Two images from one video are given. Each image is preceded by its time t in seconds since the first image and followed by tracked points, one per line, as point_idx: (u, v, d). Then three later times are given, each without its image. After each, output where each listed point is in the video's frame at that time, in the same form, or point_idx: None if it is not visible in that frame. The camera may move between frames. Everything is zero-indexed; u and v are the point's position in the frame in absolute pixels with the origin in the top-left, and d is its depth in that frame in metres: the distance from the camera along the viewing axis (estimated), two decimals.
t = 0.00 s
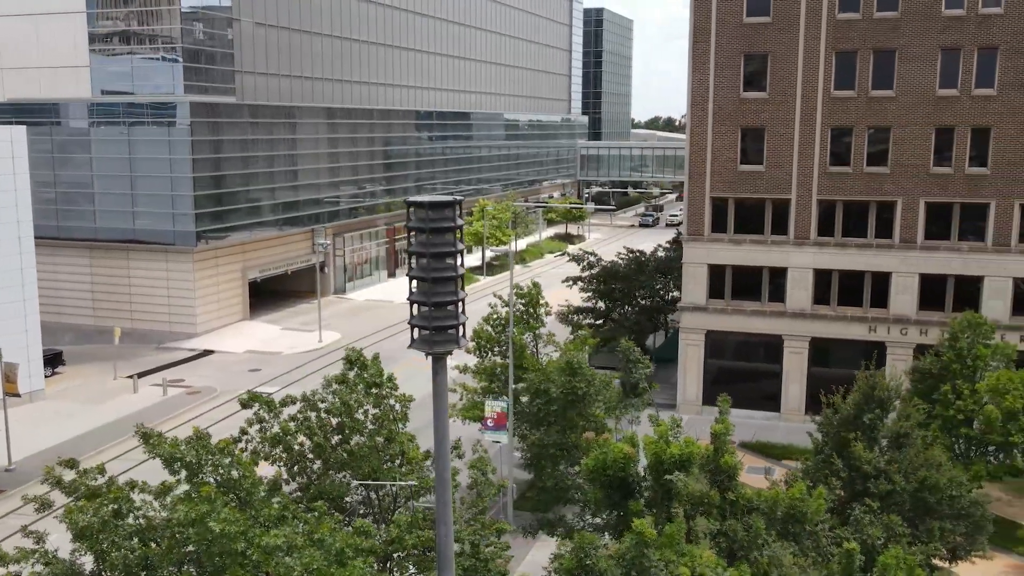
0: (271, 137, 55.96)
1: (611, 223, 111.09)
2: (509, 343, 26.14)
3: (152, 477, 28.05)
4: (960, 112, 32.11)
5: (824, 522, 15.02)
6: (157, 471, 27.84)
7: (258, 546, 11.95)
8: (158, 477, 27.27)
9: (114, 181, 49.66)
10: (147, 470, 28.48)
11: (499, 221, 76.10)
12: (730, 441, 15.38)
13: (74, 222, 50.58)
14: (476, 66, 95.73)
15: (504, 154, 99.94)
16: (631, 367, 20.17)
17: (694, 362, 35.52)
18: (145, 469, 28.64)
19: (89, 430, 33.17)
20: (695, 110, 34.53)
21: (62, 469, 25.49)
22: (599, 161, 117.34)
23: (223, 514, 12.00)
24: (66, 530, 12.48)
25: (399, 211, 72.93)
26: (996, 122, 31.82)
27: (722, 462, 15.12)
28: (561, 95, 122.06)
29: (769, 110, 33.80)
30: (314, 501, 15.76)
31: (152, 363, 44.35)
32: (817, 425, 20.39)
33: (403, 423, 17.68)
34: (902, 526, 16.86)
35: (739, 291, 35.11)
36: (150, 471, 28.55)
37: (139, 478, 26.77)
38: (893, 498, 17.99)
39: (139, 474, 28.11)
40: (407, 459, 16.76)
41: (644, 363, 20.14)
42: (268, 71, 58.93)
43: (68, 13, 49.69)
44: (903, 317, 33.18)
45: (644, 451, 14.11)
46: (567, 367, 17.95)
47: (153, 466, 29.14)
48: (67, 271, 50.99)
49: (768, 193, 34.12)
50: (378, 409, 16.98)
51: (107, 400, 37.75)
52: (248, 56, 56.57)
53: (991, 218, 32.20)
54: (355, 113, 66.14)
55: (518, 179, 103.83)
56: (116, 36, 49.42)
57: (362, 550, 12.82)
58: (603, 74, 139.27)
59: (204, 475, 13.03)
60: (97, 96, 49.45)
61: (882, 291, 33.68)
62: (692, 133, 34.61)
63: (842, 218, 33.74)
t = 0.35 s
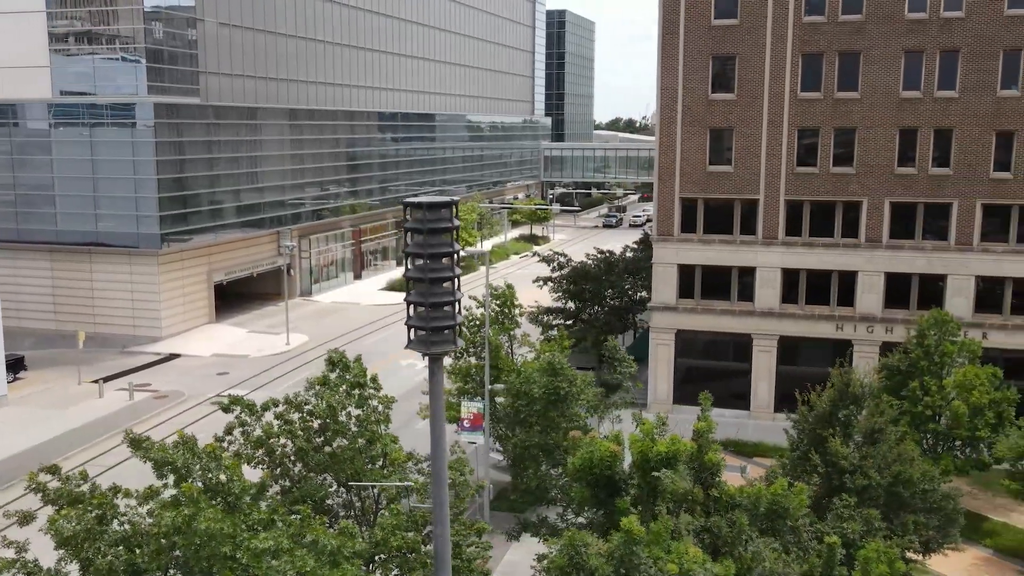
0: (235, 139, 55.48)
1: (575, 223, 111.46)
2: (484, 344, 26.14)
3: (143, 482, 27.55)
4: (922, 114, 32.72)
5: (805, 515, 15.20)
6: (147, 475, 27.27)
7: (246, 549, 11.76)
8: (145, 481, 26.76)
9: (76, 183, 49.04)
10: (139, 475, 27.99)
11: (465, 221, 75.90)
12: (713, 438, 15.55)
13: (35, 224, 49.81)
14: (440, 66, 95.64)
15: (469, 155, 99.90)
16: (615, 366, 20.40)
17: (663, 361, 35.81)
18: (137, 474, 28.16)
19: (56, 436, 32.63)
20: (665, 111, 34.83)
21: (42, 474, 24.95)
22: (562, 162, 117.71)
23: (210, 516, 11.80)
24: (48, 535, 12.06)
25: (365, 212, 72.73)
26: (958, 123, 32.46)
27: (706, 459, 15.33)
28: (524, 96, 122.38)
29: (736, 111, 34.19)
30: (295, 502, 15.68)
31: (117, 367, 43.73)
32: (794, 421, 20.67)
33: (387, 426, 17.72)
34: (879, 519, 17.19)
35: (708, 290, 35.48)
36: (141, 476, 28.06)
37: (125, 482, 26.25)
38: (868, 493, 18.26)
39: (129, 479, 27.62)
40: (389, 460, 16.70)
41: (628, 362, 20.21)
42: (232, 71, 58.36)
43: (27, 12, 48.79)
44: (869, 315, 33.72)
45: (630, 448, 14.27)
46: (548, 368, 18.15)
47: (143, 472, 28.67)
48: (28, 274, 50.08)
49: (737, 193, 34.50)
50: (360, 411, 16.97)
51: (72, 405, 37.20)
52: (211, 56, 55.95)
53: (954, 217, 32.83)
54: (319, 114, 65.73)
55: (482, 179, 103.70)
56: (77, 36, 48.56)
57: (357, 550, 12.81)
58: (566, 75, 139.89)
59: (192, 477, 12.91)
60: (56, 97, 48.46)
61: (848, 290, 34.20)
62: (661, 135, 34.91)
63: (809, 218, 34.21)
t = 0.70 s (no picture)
0: (196, 140, 54.87)
1: (537, 223, 111.60)
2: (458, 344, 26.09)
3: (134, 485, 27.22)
4: (884, 114, 33.35)
5: (785, 509, 15.45)
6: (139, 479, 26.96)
7: (239, 554, 11.67)
8: (130, 485, 26.42)
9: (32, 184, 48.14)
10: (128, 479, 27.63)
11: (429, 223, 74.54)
12: (695, 435, 15.72)
13: None
14: (400, 66, 95.29)
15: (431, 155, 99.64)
16: (595, 365, 20.52)
17: (631, 361, 36.12)
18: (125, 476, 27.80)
19: (18, 442, 32.03)
20: (631, 111, 35.08)
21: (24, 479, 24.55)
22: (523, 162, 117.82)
23: (205, 523, 11.70)
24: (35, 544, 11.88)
25: (327, 213, 72.19)
26: (918, 123, 33.12)
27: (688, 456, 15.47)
28: (484, 96, 122.36)
29: (702, 112, 34.56)
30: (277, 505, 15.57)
31: (77, 371, 43.01)
32: (768, 418, 20.92)
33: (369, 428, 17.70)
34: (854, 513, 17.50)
35: (675, 289, 35.81)
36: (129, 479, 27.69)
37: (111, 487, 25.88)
38: (842, 487, 18.56)
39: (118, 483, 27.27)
40: (371, 461, 16.72)
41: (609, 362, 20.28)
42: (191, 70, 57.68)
43: None
44: (834, 312, 34.28)
45: (616, 447, 14.40)
46: (526, 369, 17.79)
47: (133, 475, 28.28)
48: None
49: (703, 192, 34.87)
50: (341, 413, 16.90)
51: (33, 410, 36.53)
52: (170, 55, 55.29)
53: (915, 216, 33.49)
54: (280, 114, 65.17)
55: (444, 180, 103.43)
56: (31, 36, 48.22)
57: (348, 550, 12.95)
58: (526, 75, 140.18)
59: (180, 484, 12.72)
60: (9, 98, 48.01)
61: (813, 288, 34.73)
62: (628, 135, 35.17)
63: (773, 217, 34.69)
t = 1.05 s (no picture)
0: (158, 141, 54.06)
1: (501, 224, 111.51)
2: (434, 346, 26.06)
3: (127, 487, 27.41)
4: (849, 115, 33.90)
5: (767, 505, 15.66)
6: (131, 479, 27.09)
7: (231, 557, 11.58)
8: (121, 488, 26.53)
9: None
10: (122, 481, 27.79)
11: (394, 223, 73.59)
12: (678, 433, 15.83)
13: None
14: (363, 66, 94.85)
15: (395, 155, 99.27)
16: (577, 365, 20.56)
17: (602, 359, 36.39)
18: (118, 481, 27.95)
19: None
20: (601, 112, 35.30)
21: (12, 483, 24.43)
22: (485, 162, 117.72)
23: (199, 528, 11.58)
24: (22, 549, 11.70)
25: (291, 214, 71.63)
26: (883, 124, 33.69)
27: (672, 453, 15.58)
28: (447, 96, 122.24)
29: (671, 113, 34.84)
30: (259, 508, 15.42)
31: (40, 376, 42.30)
32: (744, 415, 21.16)
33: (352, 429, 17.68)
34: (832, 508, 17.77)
35: (646, 288, 36.08)
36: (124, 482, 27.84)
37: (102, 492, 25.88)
38: (818, 483, 18.86)
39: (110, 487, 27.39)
40: (354, 462, 16.68)
41: (592, 362, 20.33)
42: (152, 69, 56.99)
43: None
44: (801, 310, 34.74)
45: (602, 446, 14.49)
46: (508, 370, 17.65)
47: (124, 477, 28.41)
48: None
49: (672, 192, 35.15)
50: (325, 414, 16.84)
51: None
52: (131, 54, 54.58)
53: (880, 215, 34.07)
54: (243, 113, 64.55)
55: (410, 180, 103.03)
56: None
57: (336, 550, 13.01)
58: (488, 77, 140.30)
59: (169, 487, 12.63)
60: None
61: (781, 286, 35.18)
62: (598, 136, 35.37)
63: (742, 217, 35.09)
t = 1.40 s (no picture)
0: (115, 142, 53.26)
1: (461, 224, 111.31)
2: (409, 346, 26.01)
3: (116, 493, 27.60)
4: (812, 116, 34.42)
5: (746, 501, 15.91)
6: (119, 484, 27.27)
7: (222, 561, 11.56)
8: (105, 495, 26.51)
9: None
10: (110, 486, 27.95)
11: (356, 224, 73.23)
12: (661, 430, 15.96)
13: None
14: (321, 66, 94.19)
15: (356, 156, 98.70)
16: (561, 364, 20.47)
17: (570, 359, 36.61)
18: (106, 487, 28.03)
19: None
20: (568, 113, 35.49)
21: None
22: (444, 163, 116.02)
23: (191, 532, 11.52)
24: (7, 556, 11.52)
25: (251, 215, 70.93)
26: (845, 125, 34.26)
27: (654, 451, 15.73)
28: (407, 96, 121.89)
29: (637, 113, 35.11)
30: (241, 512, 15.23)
31: None
32: (721, 411, 21.37)
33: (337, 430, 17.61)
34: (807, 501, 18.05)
35: (613, 288, 36.34)
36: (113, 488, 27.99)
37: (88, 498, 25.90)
38: (793, 478, 19.18)
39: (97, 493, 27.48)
40: (335, 464, 16.59)
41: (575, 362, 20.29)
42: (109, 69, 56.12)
43: None
44: (767, 309, 35.23)
45: (587, 445, 14.58)
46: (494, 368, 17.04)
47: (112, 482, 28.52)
48: None
49: (639, 192, 35.44)
50: (307, 415, 16.72)
51: None
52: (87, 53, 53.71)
53: (842, 214, 34.65)
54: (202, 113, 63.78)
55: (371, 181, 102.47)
56: None
57: (322, 550, 12.99)
58: (447, 77, 140.23)
59: (158, 491, 12.49)
60: None
61: (746, 285, 35.62)
62: (565, 137, 35.55)
63: (707, 216, 35.48)
